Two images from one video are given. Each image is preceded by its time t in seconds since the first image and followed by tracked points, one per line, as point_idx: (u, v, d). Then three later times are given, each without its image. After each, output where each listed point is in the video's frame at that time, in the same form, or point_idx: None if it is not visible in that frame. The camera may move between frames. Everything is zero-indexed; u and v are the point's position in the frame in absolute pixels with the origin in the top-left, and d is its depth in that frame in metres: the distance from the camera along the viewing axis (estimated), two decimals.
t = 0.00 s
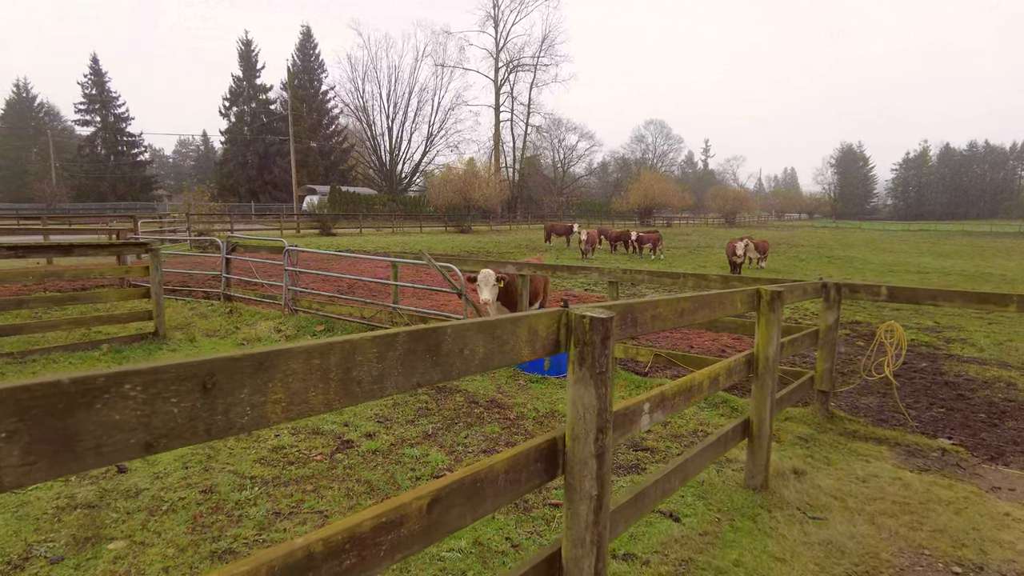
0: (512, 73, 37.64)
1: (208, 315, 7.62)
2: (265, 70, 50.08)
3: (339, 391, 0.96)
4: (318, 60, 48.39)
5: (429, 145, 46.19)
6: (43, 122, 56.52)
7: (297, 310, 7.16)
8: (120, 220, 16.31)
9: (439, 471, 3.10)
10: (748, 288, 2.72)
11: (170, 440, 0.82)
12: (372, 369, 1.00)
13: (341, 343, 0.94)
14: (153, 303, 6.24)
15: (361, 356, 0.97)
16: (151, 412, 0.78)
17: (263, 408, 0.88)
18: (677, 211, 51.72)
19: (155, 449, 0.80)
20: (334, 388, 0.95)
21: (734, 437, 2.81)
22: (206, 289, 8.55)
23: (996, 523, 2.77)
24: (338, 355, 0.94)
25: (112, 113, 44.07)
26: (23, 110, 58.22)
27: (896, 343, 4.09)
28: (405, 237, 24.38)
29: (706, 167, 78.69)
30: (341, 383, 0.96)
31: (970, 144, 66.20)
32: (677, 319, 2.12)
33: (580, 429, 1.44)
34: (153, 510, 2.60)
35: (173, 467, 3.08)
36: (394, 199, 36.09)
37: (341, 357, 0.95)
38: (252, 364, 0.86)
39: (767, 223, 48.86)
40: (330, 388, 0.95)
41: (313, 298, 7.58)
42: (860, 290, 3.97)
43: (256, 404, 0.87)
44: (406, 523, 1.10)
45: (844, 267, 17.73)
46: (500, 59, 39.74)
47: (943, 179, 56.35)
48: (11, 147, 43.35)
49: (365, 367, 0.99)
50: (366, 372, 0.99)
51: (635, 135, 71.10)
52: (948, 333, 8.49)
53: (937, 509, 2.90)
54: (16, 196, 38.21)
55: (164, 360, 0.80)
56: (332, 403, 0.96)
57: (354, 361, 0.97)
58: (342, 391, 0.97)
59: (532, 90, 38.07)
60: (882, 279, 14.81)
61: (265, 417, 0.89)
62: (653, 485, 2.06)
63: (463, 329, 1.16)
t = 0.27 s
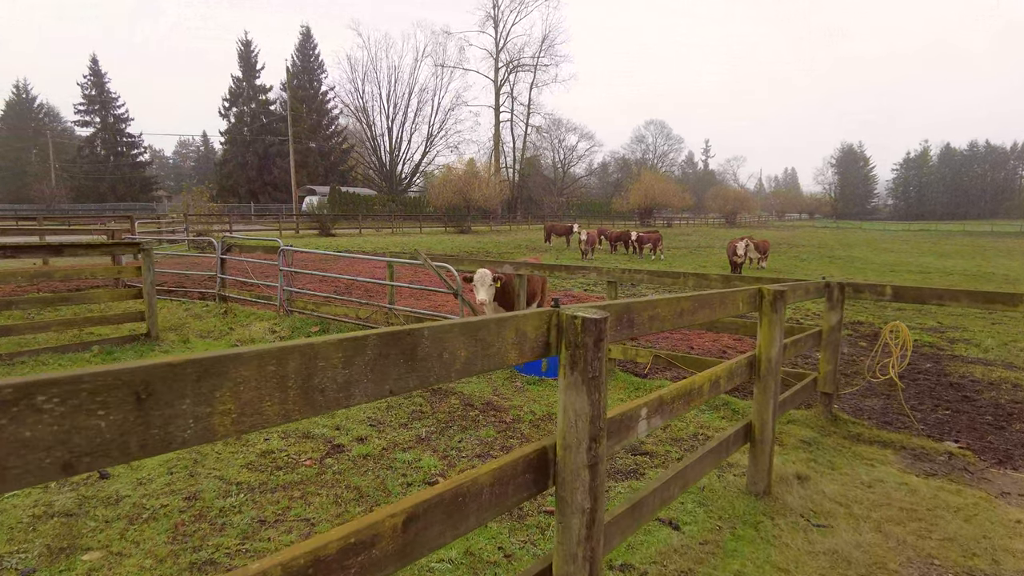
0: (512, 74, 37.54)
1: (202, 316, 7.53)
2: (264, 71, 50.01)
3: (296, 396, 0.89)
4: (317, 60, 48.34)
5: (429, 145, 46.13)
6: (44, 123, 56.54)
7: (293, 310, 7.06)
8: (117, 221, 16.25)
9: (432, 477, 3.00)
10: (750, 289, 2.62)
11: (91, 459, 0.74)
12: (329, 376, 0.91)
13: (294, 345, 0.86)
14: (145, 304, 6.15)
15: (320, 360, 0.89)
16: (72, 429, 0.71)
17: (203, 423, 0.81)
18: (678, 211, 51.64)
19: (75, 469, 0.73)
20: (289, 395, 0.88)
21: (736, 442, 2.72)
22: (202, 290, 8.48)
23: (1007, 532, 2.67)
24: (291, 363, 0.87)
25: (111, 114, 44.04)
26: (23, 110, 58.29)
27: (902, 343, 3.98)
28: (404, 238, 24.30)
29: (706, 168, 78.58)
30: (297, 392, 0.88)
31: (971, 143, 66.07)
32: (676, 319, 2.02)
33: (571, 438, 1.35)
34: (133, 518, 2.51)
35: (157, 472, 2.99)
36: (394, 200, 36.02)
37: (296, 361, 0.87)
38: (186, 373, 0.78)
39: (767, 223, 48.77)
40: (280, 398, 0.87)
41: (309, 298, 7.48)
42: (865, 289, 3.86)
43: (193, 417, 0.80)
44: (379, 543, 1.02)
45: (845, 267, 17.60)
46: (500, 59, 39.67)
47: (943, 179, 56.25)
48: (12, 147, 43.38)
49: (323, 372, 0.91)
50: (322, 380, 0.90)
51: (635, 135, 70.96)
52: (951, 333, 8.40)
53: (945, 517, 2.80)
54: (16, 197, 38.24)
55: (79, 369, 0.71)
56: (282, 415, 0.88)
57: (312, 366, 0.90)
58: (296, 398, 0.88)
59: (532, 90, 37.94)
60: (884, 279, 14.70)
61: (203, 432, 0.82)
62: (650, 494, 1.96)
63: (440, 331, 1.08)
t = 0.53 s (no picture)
0: (513, 73, 37.39)
1: (196, 318, 7.45)
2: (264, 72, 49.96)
3: (239, 423, 0.82)
4: (317, 61, 48.27)
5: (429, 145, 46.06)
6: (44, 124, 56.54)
7: (288, 312, 6.95)
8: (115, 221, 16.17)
9: (424, 488, 2.89)
10: (755, 290, 2.51)
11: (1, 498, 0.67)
12: (279, 401, 0.84)
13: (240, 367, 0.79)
14: (137, 306, 6.06)
15: (269, 383, 0.82)
16: None
17: (131, 455, 0.74)
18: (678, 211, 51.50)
19: None
20: (232, 422, 0.81)
21: (740, 451, 2.61)
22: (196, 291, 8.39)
23: None
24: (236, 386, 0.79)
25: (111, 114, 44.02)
26: (23, 111, 58.30)
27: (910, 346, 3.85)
28: (404, 238, 24.21)
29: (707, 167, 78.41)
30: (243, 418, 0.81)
31: (972, 143, 65.86)
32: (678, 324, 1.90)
33: (565, 456, 1.24)
34: (110, 531, 2.40)
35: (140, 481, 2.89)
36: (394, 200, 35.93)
37: (242, 385, 0.80)
38: (114, 398, 0.72)
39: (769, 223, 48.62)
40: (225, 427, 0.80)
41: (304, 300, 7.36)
42: (871, 290, 3.74)
43: (121, 449, 0.73)
44: None
45: (847, 267, 17.47)
46: (500, 59, 39.57)
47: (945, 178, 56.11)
48: (12, 148, 43.38)
49: (275, 395, 0.84)
50: (272, 404, 0.83)
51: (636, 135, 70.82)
52: (956, 334, 8.27)
53: (959, 528, 2.68)
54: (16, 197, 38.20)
55: None
56: (227, 443, 0.80)
57: (263, 387, 0.83)
58: (243, 427, 0.81)
59: (533, 90, 37.80)
60: (887, 279, 14.56)
61: (133, 465, 0.75)
62: (651, 510, 1.85)
63: (414, 343, 0.99)
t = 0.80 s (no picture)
0: (513, 73, 37.24)
1: (191, 318, 7.35)
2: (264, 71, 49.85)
3: (170, 445, 0.74)
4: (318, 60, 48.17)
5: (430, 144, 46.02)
6: (45, 123, 56.56)
7: (284, 312, 6.85)
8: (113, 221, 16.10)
9: (417, 496, 2.78)
10: (761, 291, 2.39)
11: None
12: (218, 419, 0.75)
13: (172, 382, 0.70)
14: (129, 306, 5.97)
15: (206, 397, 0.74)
16: None
17: (38, 485, 0.64)
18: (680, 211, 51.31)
19: None
20: (163, 442, 0.73)
21: (747, 459, 2.49)
22: (192, 291, 8.30)
23: None
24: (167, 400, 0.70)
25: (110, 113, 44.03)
26: (24, 111, 58.32)
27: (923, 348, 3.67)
28: (404, 237, 24.09)
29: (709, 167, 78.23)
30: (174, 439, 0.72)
31: (974, 143, 65.64)
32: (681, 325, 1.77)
33: (559, 472, 1.13)
34: (85, 543, 2.29)
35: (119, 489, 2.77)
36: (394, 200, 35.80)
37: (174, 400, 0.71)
38: (15, 421, 0.62)
39: (770, 223, 48.48)
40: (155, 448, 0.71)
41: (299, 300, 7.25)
42: (880, 290, 3.59)
43: (32, 476, 0.64)
44: None
45: (849, 267, 17.33)
46: (501, 58, 39.46)
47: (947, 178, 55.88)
48: (13, 148, 43.40)
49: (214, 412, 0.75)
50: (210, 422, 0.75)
51: (636, 134, 70.65)
52: (962, 335, 8.12)
53: (977, 540, 2.55)
54: (16, 197, 38.20)
55: None
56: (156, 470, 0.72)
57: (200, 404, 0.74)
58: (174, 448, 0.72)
59: (534, 90, 37.67)
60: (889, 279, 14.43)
61: (40, 500, 0.65)
62: (651, 526, 1.73)
63: (382, 351, 0.90)
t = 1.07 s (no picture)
0: (514, 72, 37.09)
1: (186, 318, 7.25)
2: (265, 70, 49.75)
3: (103, 470, 0.64)
4: (318, 60, 48.09)
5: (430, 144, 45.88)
6: (45, 123, 56.48)
7: (280, 311, 6.74)
8: (112, 220, 16.02)
9: (411, 503, 2.68)
10: (771, 291, 2.28)
11: None
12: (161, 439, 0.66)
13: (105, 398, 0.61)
14: (122, 306, 5.86)
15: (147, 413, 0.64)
16: None
17: None
18: (681, 210, 51.17)
19: None
20: (91, 471, 0.63)
21: (755, 466, 2.39)
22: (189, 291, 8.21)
23: None
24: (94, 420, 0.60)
25: (110, 113, 44.02)
26: (24, 110, 58.21)
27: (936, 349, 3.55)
28: (403, 237, 23.98)
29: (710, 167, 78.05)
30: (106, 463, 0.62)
31: (975, 143, 65.49)
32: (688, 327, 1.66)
33: (561, 490, 1.02)
34: (63, 554, 2.19)
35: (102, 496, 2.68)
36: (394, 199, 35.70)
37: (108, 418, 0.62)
38: None
39: (771, 222, 48.34)
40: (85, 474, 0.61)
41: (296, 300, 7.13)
42: (890, 289, 3.48)
43: None
44: None
45: (851, 267, 17.21)
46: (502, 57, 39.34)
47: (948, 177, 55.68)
48: (13, 147, 43.32)
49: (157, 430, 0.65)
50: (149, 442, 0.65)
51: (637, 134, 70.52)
52: (968, 335, 8.00)
53: (995, 553, 2.43)
54: (16, 197, 38.11)
55: None
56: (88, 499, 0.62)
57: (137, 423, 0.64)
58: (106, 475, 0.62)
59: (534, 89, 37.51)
60: (892, 279, 14.30)
61: None
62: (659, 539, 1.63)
63: (357, 358, 0.80)
